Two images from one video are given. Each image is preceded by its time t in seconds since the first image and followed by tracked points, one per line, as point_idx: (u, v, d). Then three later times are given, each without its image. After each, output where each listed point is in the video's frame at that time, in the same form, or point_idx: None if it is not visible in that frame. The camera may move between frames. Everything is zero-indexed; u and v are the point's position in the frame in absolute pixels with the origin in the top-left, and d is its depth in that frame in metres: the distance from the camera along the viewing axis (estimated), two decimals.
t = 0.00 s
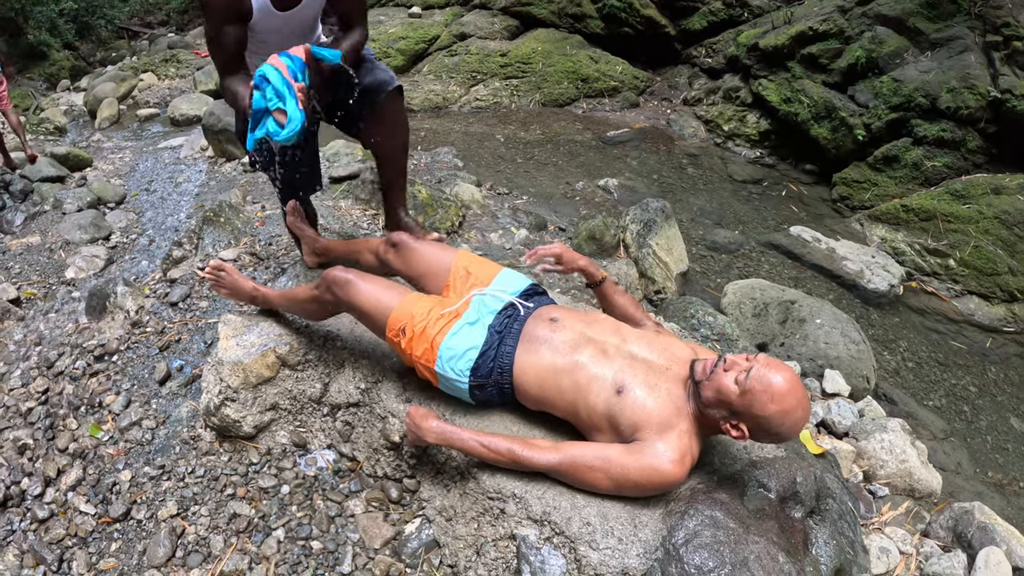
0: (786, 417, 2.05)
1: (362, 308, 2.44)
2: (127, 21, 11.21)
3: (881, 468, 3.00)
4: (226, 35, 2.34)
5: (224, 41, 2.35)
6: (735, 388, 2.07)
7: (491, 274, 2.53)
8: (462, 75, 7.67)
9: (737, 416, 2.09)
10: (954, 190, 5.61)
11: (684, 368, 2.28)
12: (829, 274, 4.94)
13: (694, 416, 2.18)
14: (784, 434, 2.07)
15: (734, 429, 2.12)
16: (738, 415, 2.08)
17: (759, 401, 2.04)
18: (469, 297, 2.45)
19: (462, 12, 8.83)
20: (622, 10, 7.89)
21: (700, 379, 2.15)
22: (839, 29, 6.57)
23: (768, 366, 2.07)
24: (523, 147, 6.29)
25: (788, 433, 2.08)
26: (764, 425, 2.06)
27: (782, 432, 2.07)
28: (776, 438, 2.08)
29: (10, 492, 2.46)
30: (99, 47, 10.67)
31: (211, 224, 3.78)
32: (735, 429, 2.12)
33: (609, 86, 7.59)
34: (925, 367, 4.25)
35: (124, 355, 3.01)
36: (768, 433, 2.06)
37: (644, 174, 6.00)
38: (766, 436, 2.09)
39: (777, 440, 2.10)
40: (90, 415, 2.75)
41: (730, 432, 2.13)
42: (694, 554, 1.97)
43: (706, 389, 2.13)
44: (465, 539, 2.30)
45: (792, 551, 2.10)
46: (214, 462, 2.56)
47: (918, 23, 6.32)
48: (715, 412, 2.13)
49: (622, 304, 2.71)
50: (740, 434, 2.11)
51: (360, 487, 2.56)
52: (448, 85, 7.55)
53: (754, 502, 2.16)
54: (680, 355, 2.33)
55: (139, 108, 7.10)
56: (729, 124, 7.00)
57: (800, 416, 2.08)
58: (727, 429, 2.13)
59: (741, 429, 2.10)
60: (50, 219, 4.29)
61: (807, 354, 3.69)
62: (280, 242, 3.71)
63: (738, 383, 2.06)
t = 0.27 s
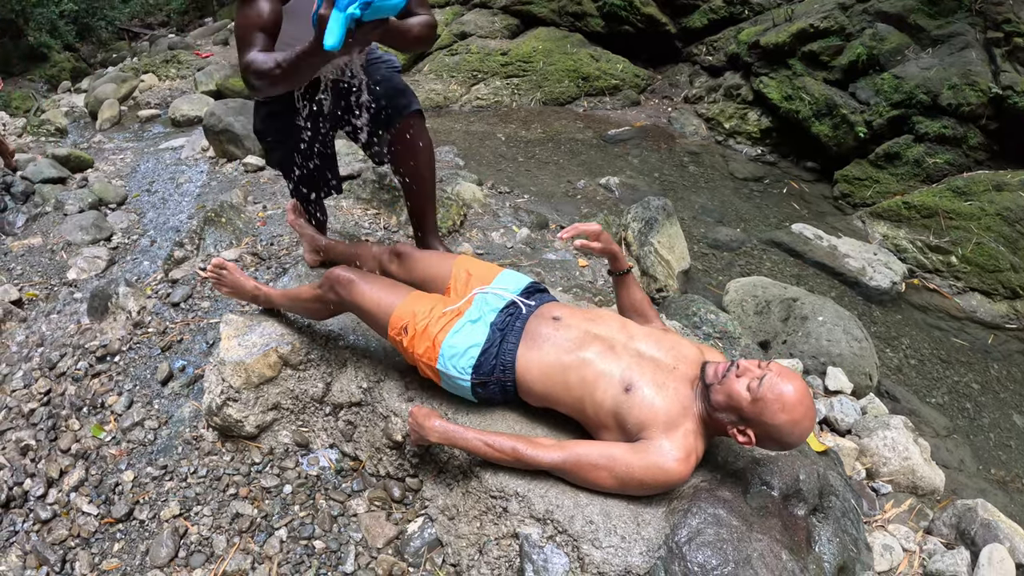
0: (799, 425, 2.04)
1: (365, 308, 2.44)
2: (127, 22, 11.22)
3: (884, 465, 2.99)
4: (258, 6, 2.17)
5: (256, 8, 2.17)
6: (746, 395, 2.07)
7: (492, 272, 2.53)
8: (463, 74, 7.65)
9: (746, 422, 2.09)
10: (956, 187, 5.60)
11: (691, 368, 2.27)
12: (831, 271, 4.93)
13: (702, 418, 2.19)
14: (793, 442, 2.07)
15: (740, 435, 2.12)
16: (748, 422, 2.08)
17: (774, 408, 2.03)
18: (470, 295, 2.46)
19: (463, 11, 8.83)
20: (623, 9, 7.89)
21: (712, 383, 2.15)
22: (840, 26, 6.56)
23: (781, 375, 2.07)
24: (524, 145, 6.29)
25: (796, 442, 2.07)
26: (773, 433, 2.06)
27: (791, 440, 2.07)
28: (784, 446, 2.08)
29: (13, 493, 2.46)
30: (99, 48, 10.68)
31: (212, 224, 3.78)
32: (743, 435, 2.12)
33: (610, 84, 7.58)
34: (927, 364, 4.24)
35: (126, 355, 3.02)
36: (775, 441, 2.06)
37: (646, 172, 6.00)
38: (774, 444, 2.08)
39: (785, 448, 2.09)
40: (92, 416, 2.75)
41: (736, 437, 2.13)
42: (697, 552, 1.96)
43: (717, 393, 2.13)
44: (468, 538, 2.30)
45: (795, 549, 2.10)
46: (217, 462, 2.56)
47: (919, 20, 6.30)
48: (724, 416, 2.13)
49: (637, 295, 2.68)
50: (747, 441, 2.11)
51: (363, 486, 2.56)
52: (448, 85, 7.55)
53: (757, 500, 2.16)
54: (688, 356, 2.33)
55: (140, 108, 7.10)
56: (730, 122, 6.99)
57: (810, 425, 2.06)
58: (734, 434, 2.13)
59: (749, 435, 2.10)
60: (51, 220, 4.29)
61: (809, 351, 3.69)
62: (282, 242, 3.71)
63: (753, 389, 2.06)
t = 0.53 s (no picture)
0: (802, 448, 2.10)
1: (365, 307, 2.45)
2: (127, 23, 11.23)
3: (885, 463, 2.99)
4: None
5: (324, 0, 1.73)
6: (762, 412, 2.09)
7: (492, 274, 2.55)
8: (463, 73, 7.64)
9: (754, 435, 2.12)
10: (957, 184, 5.60)
11: (695, 369, 2.28)
12: (832, 269, 4.93)
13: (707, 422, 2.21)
14: (791, 461, 2.13)
15: (744, 446, 2.15)
16: (756, 436, 2.11)
17: (783, 429, 2.08)
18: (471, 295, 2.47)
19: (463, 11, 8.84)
20: (623, 7, 7.90)
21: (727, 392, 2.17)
22: (840, 24, 6.55)
23: (795, 399, 2.11)
24: (524, 145, 6.29)
25: (794, 462, 2.13)
26: (777, 451, 2.10)
27: (789, 461, 2.13)
28: (782, 464, 2.13)
29: (14, 494, 2.47)
30: (99, 49, 10.69)
31: (213, 224, 3.79)
32: (745, 447, 2.16)
33: (610, 83, 7.58)
34: (929, 362, 4.24)
35: (128, 356, 3.02)
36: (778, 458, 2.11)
37: (646, 171, 6.00)
38: (772, 461, 2.14)
39: (781, 465, 2.15)
40: (94, 417, 2.76)
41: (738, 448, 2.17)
42: (697, 550, 1.97)
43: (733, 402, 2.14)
44: (469, 538, 2.30)
45: (796, 547, 2.10)
46: (219, 462, 2.57)
47: (920, 17, 6.30)
48: (732, 425, 2.16)
49: (640, 294, 2.69)
50: (748, 454, 2.15)
51: (364, 486, 2.56)
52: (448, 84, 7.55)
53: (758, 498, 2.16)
54: (692, 357, 2.33)
55: (141, 110, 7.11)
56: (731, 120, 6.99)
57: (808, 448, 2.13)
58: (738, 444, 2.16)
59: (752, 449, 2.14)
60: (52, 222, 4.29)
61: (810, 350, 3.68)
62: (283, 243, 3.71)
63: (772, 408, 2.09)
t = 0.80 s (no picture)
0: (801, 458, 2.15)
1: (368, 308, 2.45)
2: (128, 25, 11.23)
3: (887, 462, 2.99)
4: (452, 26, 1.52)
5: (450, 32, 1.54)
6: (777, 420, 2.13)
7: (493, 274, 2.53)
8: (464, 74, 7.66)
9: (759, 440, 2.14)
10: (958, 183, 5.59)
11: (697, 369, 2.28)
12: (833, 268, 4.93)
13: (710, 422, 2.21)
14: (786, 469, 2.17)
15: (746, 449, 2.16)
16: (762, 441, 2.13)
17: (788, 439, 2.13)
18: (472, 294, 2.46)
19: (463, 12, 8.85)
20: (623, 7, 7.90)
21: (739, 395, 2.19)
22: (840, 23, 6.55)
23: (801, 412, 2.16)
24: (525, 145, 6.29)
25: (787, 471, 2.18)
26: (778, 458, 2.14)
27: (783, 471, 2.18)
28: (779, 471, 2.17)
29: (17, 495, 2.48)
30: (100, 51, 10.70)
31: (214, 225, 3.79)
32: (747, 451, 2.16)
33: (610, 83, 7.58)
34: (930, 361, 4.24)
35: (130, 357, 3.03)
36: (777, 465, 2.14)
37: (647, 171, 6.00)
38: (768, 468, 2.17)
39: (774, 473, 2.19)
40: (96, 418, 2.76)
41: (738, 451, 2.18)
42: (699, 549, 1.97)
43: (747, 405, 2.16)
44: (471, 537, 2.31)
45: (798, 546, 2.11)
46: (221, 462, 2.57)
47: (920, 16, 6.29)
48: (737, 428, 2.17)
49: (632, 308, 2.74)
50: (749, 458, 2.16)
51: (366, 486, 2.56)
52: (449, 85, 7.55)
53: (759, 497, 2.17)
54: (694, 356, 2.33)
55: (142, 111, 7.11)
56: (731, 119, 6.99)
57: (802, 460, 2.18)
58: (741, 447, 2.17)
59: (754, 453, 2.15)
60: (54, 223, 4.30)
61: (811, 349, 3.67)
62: (284, 244, 3.72)
63: (785, 418, 2.13)
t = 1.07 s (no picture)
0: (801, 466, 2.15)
1: (371, 306, 2.45)
2: (129, 26, 11.25)
3: (888, 462, 2.99)
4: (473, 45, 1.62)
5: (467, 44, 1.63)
6: (781, 426, 2.13)
7: (494, 275, 2.54)
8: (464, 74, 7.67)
9: (762, 445, 2.14)
10: (959, 182, 5.59)
11: (698, 369, 2.28)
12: (834, 268, 4.93)
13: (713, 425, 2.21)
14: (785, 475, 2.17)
15: (747, 453, 2.16)
16: (765, 446, 2.13)
17: (791, 446, 2.13)
18: (474, 294, 2.46)
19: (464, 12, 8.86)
20: (624, 8, 7.92)
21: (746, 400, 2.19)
22: (841, 23, 6.55)
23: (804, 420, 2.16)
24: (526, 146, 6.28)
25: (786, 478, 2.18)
26: (778, 464, 2.14)
27: (782, 479, 2.18)
28: (778, 478, 2.17)
29: (20, 496, 2.48)
30: (101, 52, 10.72)
31: (216, 226, 3.80)
32: (748, 455, 2.17)
33: (611, 84, 7.58)
34: (932, 361, 4.24)
35: (131, 358, 3.03)
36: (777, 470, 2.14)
37: (648, 171, 6.00)
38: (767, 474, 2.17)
39: (773, 480, 2.19)
40: (98, 419, 2.77)
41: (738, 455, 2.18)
42: (701, 549, 1.96)
43: (754, 409, 2.17)
44: (473, 537, 2.31)
45: (800, 546, 2.11)
46: (223, 463, 2.57)
47: (920, 16, 6.30)
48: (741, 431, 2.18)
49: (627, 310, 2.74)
50: (749, 463, 2.16)
51: (368, 487, 2.57)
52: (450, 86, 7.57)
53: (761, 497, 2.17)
54: (696, 355, 2.33)
55: (143, 112, 7.12)
56: (732, 120, 6.99)
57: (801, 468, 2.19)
58: (742, 451, 2.17)
59: (755, 458, 2.15)
60: (55, 224, 4.30)
61: (813, 349, 3.67)
62: (285, 245, 3.73)
63: (790, 424, 2.13)
